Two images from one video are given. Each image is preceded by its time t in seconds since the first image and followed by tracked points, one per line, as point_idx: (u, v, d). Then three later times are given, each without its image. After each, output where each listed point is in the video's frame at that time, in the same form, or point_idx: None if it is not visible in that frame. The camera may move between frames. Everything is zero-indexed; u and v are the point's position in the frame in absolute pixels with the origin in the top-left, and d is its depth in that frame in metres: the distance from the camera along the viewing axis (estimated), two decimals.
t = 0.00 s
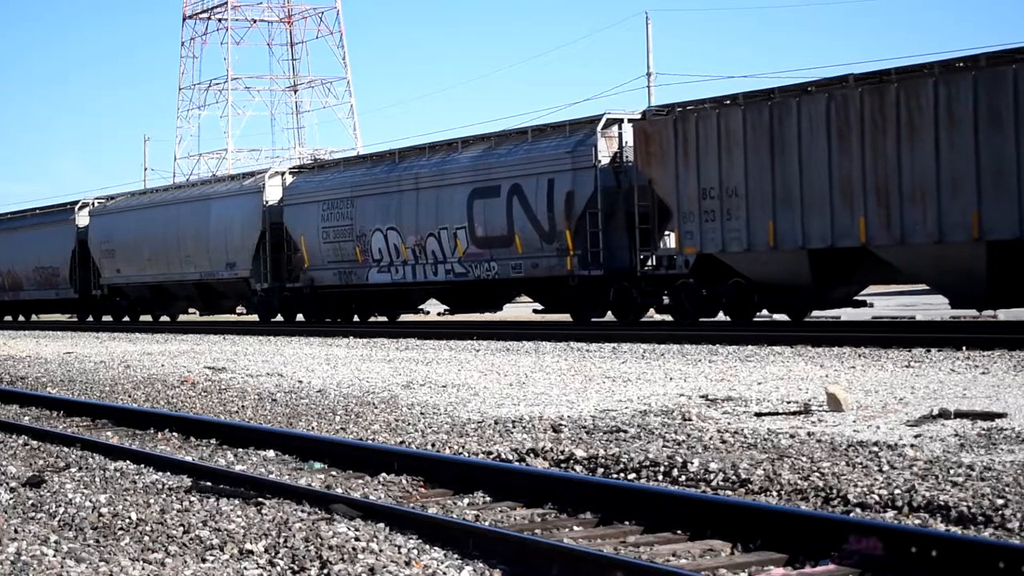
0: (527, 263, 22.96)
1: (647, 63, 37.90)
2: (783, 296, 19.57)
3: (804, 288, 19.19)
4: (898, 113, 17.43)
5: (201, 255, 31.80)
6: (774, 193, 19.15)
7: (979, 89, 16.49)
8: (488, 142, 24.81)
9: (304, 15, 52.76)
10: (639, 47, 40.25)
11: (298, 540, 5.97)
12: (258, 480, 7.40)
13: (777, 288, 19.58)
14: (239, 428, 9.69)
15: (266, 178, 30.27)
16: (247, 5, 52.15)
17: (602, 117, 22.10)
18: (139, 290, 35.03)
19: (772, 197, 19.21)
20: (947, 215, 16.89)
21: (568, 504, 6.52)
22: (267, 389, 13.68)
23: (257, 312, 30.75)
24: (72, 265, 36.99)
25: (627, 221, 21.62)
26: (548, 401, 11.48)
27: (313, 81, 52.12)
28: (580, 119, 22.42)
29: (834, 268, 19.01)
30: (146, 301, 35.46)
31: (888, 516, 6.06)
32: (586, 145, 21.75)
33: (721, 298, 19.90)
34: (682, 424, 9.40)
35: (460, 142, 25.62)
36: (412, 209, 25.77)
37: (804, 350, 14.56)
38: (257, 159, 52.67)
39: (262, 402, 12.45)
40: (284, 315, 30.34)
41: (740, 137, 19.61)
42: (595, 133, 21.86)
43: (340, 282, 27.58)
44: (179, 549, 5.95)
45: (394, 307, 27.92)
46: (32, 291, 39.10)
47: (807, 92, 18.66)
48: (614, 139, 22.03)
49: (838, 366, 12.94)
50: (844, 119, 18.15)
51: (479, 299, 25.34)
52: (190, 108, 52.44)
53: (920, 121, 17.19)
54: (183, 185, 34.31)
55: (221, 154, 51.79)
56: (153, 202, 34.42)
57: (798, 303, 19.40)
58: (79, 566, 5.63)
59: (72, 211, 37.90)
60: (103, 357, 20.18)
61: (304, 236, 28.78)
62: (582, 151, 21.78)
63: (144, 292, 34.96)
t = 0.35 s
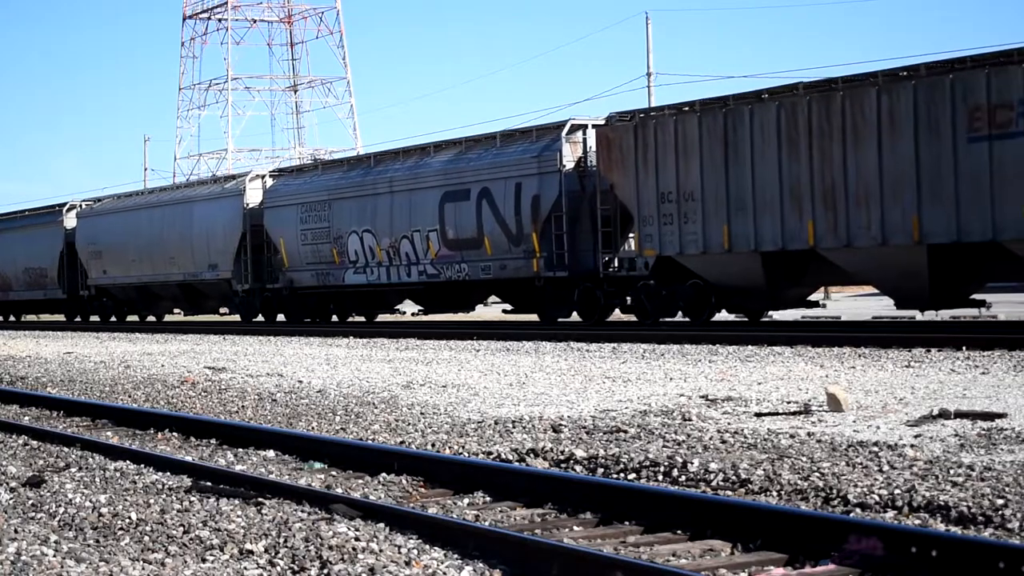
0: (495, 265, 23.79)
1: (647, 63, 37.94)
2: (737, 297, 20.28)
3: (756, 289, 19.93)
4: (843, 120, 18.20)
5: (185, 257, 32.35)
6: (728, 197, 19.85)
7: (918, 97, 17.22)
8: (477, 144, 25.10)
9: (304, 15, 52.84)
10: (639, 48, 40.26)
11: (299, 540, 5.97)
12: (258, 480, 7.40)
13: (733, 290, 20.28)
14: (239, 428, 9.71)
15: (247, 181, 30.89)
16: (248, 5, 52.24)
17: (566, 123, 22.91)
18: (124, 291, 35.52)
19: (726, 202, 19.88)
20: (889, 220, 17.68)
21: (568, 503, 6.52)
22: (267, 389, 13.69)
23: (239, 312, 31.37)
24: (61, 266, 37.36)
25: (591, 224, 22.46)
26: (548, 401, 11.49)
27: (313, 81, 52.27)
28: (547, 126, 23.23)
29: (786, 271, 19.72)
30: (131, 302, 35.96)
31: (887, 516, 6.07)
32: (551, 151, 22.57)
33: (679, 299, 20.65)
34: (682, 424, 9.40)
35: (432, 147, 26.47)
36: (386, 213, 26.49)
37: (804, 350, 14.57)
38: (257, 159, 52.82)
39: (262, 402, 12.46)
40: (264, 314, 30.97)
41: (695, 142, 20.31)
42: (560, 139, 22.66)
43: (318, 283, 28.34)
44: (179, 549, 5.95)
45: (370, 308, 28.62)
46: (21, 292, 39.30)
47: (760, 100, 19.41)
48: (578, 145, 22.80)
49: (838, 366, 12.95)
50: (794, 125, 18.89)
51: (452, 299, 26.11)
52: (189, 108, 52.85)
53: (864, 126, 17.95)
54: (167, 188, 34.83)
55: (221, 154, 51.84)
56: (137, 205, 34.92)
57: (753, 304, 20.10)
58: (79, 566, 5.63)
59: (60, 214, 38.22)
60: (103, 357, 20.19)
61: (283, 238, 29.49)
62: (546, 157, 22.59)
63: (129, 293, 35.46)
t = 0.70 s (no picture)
0: (465, 266, 24.24)
1: (647, 64, 37.97)
2: (695, 298, 20.93)
3: (712, 291, 20.59)
4: (792, 126, 18.92)
5: (168, 258, 32.53)
6: (685, 201, 20.54)
7: (861, 105, 17.96)
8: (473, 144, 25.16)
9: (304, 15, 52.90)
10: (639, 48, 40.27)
11: (299, 540, 5.97)
12: (258, 480, 7.40)
13: (690, 290, 20.93)
14: (239, 428, 9.71)
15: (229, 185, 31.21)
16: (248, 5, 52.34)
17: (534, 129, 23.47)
18: (108, 292, 35.67)
19: (683, 206, 20.58)
20: (836, 224, 18.36)
21: (568, 503, 6.52)
22: (267, 389, 13.69)
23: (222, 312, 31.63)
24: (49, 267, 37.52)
25: (556, 226, 22.94)
26: (548, 401, 11.49)
27: (313, 81, 52.39)
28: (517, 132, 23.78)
29: (740, 272, 20.42)
30: (116, 303, 36.13)
31: (887, 516, 6.06)
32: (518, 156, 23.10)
33: (640, 300, 21.26)
34: (682, 424, 9.41)
35: (407, 151, 26.93)
36: (361, 216, 26.92)
37: (804, 350, 14.57)
38: (257, 159, 54.88)
39: (262, 402, 12.45)
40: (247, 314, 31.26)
41: (654, 148, 21.03)
42: (527, 144, 23.21)
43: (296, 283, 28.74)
44: (179, 549, 5.95)
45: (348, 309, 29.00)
46: (12, 292, 39.32)
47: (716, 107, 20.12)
48: (545, 150, 23.34)
49: (838, 366, 12.95)
50: (746, 132, 19.61)
51: (426, 300, 26.52)
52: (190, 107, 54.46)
53: (812, 133, 18.68)
54: (151, 190, 35.03)
55: (222, 154, 51.90)
56: (122, 207, 35.11)
57: (710, 304, 20.77)
58: (79, 566, 5.63)
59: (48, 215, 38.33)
60: (103, 357, 20.19)
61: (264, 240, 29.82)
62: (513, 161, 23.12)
63: (114, 294, 35.62)
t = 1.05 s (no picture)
0: (437, 267, 24.53)
1: (647, 64, 37.94)
2: (655, 297, 21.57)
3: (672, 291, 21.18)
4: (744, 132, 19.55)
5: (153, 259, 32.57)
6: (644, 204, 21.08)
7: (809, 112, 18.64)
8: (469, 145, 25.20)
9: (303, 15, 52.84)
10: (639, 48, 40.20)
11: (298, 540, 5.97)
12: (257, 480, 7.40)
13: (650, 290, 21.53)
14: (239, 428, 9.72)
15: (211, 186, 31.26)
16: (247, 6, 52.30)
17: (502, 134, 23.82)
18: (95, 293, 35.72)
19: (643, 209, 21.12)
20: (785, 226, 18.97)
21: (568, 503, 6.52)
22: (267, 389, 13.68)
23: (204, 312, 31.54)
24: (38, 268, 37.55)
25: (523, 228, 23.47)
26: (547, 401, 11.49)
27: (313, 81, 52.35)
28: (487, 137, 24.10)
29: (697, 274, 20.99)
30: (103, 304, 36.19)
31: (887, 516, 6.07)
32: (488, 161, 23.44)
33: (604, 301, 21.90)
34: (682, 424, 9.40)
35: (381, 155, 27.17)
36: (338, 218, 27.06)
37: (804, 350, 14.57)
38: (257, 159, 53.83)
39: (262, 402, 12.45)
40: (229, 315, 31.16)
41: (616, 153, 21.57)
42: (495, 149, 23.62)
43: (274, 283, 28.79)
44: (179, 549, 5.95)
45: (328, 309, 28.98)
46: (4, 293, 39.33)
47: (674, 113, 20.70)
48: (513, 154, 23.75)
49: (838, 366, 12.95)
50: (702, 137, 20.18)
51: (401, 299, 26.61)
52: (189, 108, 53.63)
53: (764, 139, 19.29)
54: (138, 192, 35.08)
55: (221, 155, 51.83)
56: (109, 209, 35.14)
57: (670, 304, 21.38)
58: (79, 566, 5.63)
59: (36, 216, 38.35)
60: (103, 357, 20.20)
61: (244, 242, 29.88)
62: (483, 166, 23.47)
63: (100, 295, 35.66)
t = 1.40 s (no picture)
0: (410, 269, 24.64)
1: (647, 64, 37.89)
2: (619, 298, 21.72)
3: (634, 293, 21.36)
4: (699, 137, 19.79)
5: (138, 260, 32.60)
6: (606, 207, 21.27)
7: (761, 119, 18.92)
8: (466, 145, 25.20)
9: (303, 15, 52.70)
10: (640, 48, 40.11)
11: (299, 539, 5.97)
12: (257, 480, 7.40)
13: (614, 291, 21.68)
14: (237, 428, 9.72)
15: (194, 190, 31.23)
16: (247, 5, 52.16)
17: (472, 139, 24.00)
18: (82, 293, 35.75)
19: (604, 213, 21.31)
20: (739, 230, 19.24)
21: (568, 503, 6.52)
22: (267, 389, 13.68)
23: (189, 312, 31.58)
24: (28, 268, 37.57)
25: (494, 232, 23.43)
26: (547, 401, 11.49)
27: (313, 81, 52.23)
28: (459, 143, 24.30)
29: (658, 274, 21.08)
30: (91, 304, 36.23)
31: (888, 516, 6.07)
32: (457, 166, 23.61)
33: (569, 301, 22.04)
34: (682, 424, 9.41)
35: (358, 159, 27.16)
36: (315, 221, 27.08)
37: (804, 350, 14.56)
38: (257, 159, 52.05)
39: (262, 402, 12.45)
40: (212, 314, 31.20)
41: (578, 157, 21.75)
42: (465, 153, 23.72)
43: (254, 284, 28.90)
44: (179, 549, 5.95)
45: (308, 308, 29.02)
46: None
47: (634, 119, 20.91)
48: (482, 159, 23.90)
49: (838, 366, 12.95)
50: (660, 142, 20.41)
51: (378, 300, 26.66)
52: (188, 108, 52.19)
53: (718, 144, 19.53)
54: (126, 193, 35.09)
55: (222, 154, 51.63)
56: (96, 209, 35.15)
57: (633, 305, 21.57)
58: (79, 566, 5.62)
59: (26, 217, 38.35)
60: (103, 357, 20.21)
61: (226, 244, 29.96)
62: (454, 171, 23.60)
63: (88, 295, 35.69)
